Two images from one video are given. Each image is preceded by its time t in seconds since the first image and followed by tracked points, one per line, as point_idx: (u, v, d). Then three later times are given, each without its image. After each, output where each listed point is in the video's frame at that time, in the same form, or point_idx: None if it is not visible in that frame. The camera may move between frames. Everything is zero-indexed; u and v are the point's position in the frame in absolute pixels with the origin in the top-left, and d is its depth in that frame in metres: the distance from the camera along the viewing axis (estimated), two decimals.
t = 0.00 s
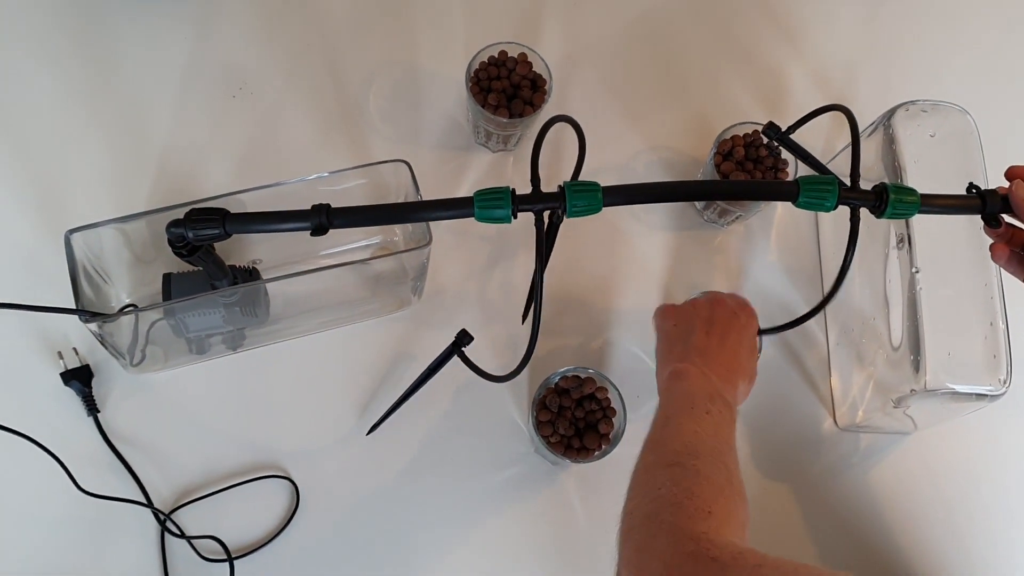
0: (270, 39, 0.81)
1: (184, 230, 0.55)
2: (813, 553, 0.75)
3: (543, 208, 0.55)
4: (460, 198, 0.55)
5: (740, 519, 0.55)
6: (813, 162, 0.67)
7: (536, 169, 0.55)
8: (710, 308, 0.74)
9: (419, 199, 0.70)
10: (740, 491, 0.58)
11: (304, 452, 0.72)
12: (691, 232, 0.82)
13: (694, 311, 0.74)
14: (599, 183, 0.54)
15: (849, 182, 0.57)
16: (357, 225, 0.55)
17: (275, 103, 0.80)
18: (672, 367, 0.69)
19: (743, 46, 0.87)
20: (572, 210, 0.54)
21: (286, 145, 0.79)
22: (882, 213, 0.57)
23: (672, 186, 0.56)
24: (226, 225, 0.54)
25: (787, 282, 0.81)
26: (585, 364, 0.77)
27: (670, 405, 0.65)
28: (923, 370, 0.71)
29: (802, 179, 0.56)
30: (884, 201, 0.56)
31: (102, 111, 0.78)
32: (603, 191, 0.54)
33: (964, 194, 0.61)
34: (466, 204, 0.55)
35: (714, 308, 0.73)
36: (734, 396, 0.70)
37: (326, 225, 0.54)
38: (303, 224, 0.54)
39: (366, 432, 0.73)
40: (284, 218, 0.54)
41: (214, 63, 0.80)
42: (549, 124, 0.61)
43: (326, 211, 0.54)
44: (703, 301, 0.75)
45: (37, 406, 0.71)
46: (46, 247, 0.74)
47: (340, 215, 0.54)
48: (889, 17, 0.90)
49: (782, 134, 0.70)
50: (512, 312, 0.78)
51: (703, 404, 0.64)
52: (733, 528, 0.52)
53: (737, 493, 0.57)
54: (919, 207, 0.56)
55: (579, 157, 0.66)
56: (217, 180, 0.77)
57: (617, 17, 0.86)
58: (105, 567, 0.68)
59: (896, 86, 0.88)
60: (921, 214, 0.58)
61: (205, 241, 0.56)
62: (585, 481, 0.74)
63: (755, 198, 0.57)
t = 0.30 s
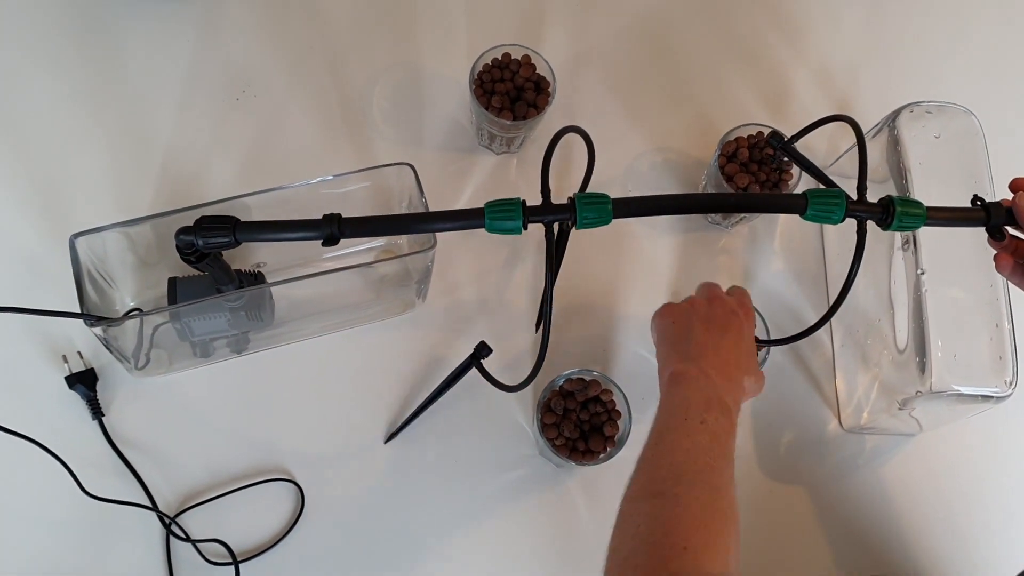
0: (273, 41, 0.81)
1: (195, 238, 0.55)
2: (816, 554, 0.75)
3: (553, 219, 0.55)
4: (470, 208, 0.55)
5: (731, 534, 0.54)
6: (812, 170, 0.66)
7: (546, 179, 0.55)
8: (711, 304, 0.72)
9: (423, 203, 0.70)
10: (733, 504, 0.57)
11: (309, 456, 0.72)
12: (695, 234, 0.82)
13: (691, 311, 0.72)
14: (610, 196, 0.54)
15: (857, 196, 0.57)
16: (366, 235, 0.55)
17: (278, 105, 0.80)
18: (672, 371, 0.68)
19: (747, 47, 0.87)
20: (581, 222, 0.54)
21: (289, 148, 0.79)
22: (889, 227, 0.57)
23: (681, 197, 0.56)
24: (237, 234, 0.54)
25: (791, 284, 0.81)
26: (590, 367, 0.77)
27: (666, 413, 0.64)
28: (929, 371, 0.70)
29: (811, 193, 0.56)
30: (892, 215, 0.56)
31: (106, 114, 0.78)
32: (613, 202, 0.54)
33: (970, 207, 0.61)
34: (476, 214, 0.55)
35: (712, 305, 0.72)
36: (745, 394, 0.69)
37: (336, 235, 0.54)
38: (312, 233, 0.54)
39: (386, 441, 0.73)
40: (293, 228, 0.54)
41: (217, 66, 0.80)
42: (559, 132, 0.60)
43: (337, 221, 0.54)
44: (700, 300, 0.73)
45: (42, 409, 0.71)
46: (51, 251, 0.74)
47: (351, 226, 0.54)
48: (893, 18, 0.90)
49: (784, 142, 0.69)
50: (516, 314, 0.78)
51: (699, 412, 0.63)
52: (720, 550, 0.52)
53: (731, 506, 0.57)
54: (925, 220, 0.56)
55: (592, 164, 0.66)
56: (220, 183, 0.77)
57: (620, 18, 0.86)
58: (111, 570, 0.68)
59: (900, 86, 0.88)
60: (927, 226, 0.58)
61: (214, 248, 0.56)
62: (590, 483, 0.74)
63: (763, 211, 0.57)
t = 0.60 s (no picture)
0: (275, 42, 0.81)
1: (196, 237, 0.55)
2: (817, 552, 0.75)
3: (554, 221, 0.55)
4: (472, 210, 0.55)
5: (725, 413, 0.56)
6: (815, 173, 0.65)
7: (547, 182, 0.55)
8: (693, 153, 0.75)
9: (424, 203, 0.70)
10: (728, 377, 0.59)
11: (310, 457, 0.72)
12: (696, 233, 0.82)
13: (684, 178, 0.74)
14: (611, 199, 0.54)
15: (859, 200, 0.57)
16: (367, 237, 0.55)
17: (279, 106, 0.80)
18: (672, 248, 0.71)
19: (749, 48, 0.87)
20: (583, 225, 0.54)
21: (290, 148, 0.79)
22: (891, 231, 0.57)
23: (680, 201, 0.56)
24: (239, 235, 0.54)
25: (793, 282, 0.81)
26: (591, 366, 0.77)
27: (667, 300, 0.66)
28: (930, 371, 0.70)
29: (812, 198, 0.56)
30: (894, 220, 0.56)
31: (107, 115, 0.78)
32: (615, 206, 0.54)
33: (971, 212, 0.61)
34: (477, 217, 0.55)
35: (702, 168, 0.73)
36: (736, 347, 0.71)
37: (338, 237, 0.54)
38: (314, 235, 0.54)
39: (382, 445, 0.73)
40: (294, 229, 0.54)
41: (218, 67, 0.80)
42: (561, 135, 0.60)
43: (339, 223, 0.54)
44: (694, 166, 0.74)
45: (43, 409, 0.71)
46: (52, 251, 0.74)
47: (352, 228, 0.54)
48: (894, 17, 0.90)
49: (788, 142, 0.69)
50: (518, 313, 0.78)
51: (692, 295, 0.64)
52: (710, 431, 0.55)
53: (726, 380, 0.59)
54: (927, 224, 0.56)
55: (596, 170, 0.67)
56: (221, 183, 0.77)
57: (621, 18, 0.86)
58: (113, 570, 0.68)
59: (901, 86, 0.88)
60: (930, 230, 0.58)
61: (215, 249, 0.56)
62: (591, 483, 0.74)
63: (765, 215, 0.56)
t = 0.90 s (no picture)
0: (278, 43, 0.82)
1: (205, 240, 0.55)
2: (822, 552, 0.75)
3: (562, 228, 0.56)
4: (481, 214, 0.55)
5: (726, 388, 0.57)
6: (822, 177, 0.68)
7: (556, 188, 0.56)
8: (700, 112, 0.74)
9: (428, 204, 0.70)
10: (729, 352, 0.59)
11: (314, 458, 0.72)
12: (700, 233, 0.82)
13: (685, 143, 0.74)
14: (619, 207, 0.54)
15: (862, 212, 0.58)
16: (377, 240, 0.55)
17: (283, 107, 0.80)
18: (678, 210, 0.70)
19: (752, 48, 0.87)
20: (591, 232, 0.55)
21: (294, 149, 0.79)
22: (892, 241, 0.58)
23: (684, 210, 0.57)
24: (248, 237, 0.54)
25: (797, 282, 0.81)
26: (595, 367, 0.77)
27: (672, 274, 0.66)
28: (934, 372, 0.71)
29: (817, 209, 0.56)
30: (895, 231, 0.57)
31: (111, 117, 0.78)
32: (623, 213, 0.55)
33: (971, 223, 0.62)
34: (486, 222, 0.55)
35: (699, 130, 0.73)
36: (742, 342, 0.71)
37: (348, 241, 0.54)
38: (324, 238, 0.54)
39: (382, 446, 0.73)
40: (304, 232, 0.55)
41: (221, 69, 0.80)
42: (567, 142, 0.63)
43: (349, 227, 0.54)
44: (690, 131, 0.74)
45: (48, 411, 0.71)
46: (56, 253, 0.74)
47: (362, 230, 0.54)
48: (898, 17, 0.90)
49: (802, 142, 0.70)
50: (522, 314, 0.78)
51: (698, 265, 0.64)
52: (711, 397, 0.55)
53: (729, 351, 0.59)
54: (929, 236, 0.57)
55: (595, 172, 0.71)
56: (225, 185, 0.77)
57: (624, 19, 0.86)
58: (118, 571, 0.68)
59: (905, 86, 0.88)
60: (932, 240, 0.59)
61: (224, 251, 0.56)
62: (596, 483, 0.74)
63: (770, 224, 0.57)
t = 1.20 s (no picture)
0: (278, 43, 0.82)
1: (210, 237, 0.55)
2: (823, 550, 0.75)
3: (567, 225, 0.57)
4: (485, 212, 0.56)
5: (707, 378, 0.55)
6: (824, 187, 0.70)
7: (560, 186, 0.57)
8: (719, 103, 0.73)
9: (429, 203, 0.70)
10: (715, 344, 0.57)
11: (314, 458, 0.72)
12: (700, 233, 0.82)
13: (689, 133, 0.72)
14: (622, 203, 0.55)
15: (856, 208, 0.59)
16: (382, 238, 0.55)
17: (283, 107, 0.80)
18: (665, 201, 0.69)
19: (752, 48, 0.87)
20: (594, 228, 0.56)
21: (295, 149, 0.79)
22: (886, 237, 0.59)
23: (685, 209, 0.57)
24: (253, 234, 0.55)
25: (798, 282, 0.81)
26: (596, 367, 0.77)
27: (659, 263, 0.65)
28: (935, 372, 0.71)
29: (814, 203, 0.57)
30: (890, 226, 0.58)
31: (111, 117, 0.78)
32: (626, 210, 0.56)
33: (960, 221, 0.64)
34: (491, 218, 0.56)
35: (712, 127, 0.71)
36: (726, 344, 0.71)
37: (354, 238, 0.55)
38: (329, 235, 0.55)
39: (383, 449, 0.73)
40: (310, 228, 0.55)
41: (222, 69, 0.80)
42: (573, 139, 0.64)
43: (355, 224, 0.54)
44: (701, 123, 0.72)
45: (49, 411, 0.71)
46: (56, 253, 0.74)
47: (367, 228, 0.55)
48: (898, 17, 0.90)
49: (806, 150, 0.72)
50: (523, 314, 0.78)
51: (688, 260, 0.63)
52: (690, 384, 0.53)
53: (713, 341, 0.57)
54: (921, 233, 0.59)
55: (603, 176, 0.70)
56: (225, 185, 0.77)
57: (624, 19, 0.86)
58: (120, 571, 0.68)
59: (905, 85, 0.88)
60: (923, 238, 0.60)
61: (228, 249, 0.56)
62: (597, 482, 0.74)
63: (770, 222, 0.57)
